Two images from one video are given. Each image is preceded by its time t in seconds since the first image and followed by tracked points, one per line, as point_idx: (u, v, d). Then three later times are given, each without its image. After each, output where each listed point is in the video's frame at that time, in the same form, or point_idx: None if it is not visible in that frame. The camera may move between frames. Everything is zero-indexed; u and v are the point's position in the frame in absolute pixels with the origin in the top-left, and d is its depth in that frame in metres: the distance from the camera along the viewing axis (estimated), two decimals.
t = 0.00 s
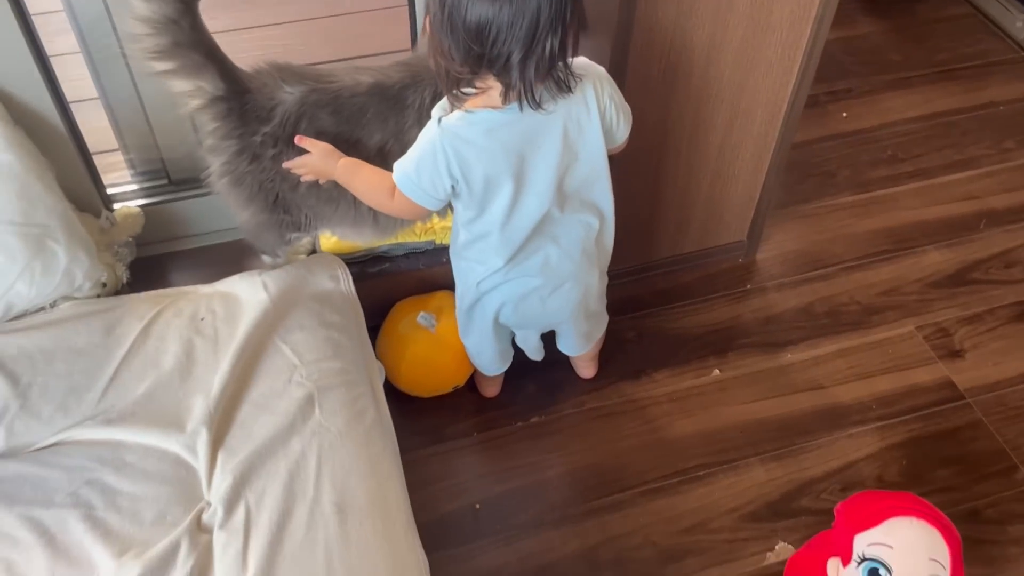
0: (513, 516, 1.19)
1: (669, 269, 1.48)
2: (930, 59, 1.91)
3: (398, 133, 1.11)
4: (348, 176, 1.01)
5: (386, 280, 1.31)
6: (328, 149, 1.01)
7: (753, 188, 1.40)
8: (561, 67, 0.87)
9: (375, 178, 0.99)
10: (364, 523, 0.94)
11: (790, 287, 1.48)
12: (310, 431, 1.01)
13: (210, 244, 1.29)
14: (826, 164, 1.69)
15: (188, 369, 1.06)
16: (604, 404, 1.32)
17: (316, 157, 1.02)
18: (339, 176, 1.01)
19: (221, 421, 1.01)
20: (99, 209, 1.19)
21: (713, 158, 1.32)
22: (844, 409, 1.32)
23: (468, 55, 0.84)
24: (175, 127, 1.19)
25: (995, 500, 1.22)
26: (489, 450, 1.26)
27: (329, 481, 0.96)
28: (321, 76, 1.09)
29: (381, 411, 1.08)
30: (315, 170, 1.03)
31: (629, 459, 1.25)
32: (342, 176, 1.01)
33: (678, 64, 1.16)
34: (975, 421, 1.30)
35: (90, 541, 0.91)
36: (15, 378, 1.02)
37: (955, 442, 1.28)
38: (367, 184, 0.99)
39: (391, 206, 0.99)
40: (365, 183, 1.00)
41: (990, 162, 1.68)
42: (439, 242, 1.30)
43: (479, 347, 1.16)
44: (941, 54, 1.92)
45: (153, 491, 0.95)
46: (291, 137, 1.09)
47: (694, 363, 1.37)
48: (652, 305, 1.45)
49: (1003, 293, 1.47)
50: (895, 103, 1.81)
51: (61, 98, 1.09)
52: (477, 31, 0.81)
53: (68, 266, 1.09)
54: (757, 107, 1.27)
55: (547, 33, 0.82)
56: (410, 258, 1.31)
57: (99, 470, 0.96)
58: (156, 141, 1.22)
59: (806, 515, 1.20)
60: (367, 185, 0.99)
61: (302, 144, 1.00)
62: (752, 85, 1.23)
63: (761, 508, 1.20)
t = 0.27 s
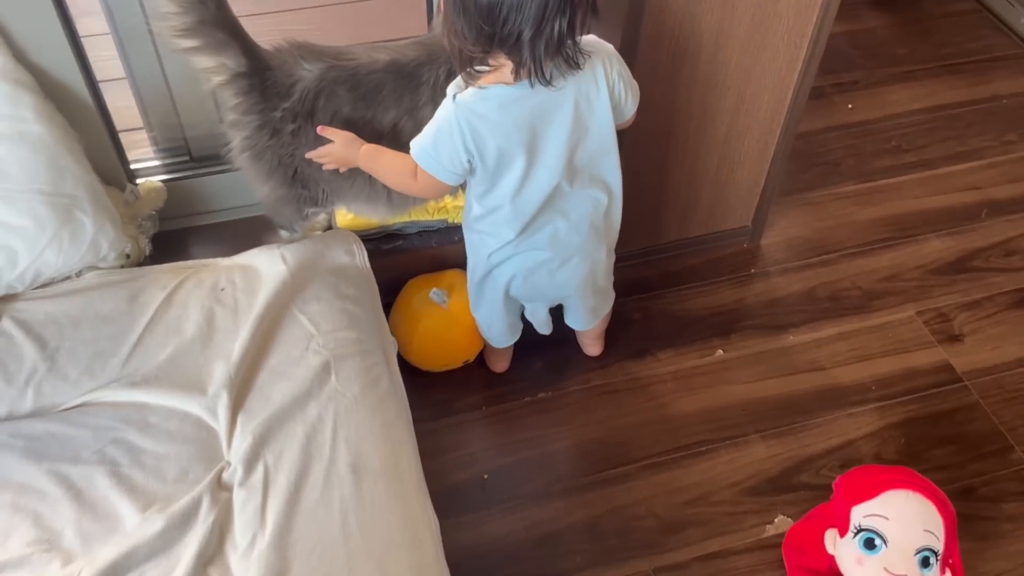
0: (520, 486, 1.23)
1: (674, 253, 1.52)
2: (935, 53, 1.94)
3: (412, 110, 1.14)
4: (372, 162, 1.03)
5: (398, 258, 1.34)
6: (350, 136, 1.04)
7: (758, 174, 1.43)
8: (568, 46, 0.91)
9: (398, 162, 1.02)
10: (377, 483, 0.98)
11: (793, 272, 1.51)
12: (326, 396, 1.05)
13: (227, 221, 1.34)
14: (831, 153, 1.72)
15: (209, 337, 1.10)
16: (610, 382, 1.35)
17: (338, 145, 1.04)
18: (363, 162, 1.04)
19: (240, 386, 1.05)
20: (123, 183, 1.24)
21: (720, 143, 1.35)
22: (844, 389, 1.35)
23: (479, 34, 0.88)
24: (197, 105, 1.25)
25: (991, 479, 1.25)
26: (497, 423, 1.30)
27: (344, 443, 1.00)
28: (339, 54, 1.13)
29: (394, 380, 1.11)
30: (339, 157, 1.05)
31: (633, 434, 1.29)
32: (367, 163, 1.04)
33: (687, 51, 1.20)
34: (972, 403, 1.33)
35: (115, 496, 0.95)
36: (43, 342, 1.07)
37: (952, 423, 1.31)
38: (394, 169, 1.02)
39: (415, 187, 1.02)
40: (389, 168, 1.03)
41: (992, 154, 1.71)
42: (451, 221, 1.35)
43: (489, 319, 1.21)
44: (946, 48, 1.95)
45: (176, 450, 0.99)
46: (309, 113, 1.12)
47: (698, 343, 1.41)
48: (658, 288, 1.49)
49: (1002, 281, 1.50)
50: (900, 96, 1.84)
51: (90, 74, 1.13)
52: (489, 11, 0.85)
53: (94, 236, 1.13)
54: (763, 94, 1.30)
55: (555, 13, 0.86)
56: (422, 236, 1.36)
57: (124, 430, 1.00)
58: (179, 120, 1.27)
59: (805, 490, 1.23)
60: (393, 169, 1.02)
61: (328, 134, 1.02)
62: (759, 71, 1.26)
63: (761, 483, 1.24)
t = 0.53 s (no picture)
0: (527, 450, 1.26)
1: (681, 229, 1.55)
2: (944, 39, 1.96)
3: (424, 81, 1.18)
4: (391, 138, 1.07)
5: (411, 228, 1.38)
6: (369, 114, 1.07)
7: (764, 151, 1.46)
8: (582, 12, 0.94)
9: (416, 135, 1.06)
10: (389, 436, 1.01)
11: (798, 249, 1.54)
12: (340, 354, 1.08)
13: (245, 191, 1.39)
14: (838, 136, 1.74)
15: (228, 298, 1.13)
16: (616, 352, 1.39)
17: (358, 122, 1.08)
18: (382, 139, 1.08)
19: (258, 344, 1.09)
20: (146, 151, 1.28)
21: (726, 121, 1.39)
22: (846, 362, 1.38)
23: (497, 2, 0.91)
24: (218, 79, 1.28)
25: (988, 449, 1.27)
26: (505, 390, 1.33)
27: (358, 398, 1.04)
28: (356, 25, 1.17)
29: (406, 341, 1.15)
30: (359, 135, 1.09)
31: (638, 402, 1.32)
32: (385, 139, 1.08)
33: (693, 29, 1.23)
34: (972, 376, 1.36)
35: (139, 444, 0.99)
36: (69, 301, 1.12)
37: (952, 395, 1.33)
38: (411, 143, 1.06)
39: (433, 157, 1.06)
40: (408, 143, 1.06)
41: (998, 137, 1.73)
42: (463, 193, 1.38)
43: (500, 288, 1.25)
44: (955, 35, 1.97)
45: (196, 403, 1.03)
46: (325, 80, 1.16)
47: (703, 316, 1.44)
48: (664, 263, 1.52)
49: (1005, 260, 1.52)
50: (908, 81, 1.86)
51: (116, 45, 1.18)
52: None
53: (118, 200, 1.18)
54: (769, 71, 1.33)
55: None
56: (434, 208, 1.39)
57: (146, 383, 1.05)
58: (201, 95, 1.30)
59: (806, 457, 1.26)
60: (411, 145, 1.06)
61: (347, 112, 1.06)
62: (765, 48, 1.29)
63: (762, 450, 1.27)
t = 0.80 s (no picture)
0: (524, 426, 1.30)
1: (677, 217, 1.59)
2: (937, 36, 1.99)
3: (431, 65, 1.23)
4: (394, 117, 1.13)
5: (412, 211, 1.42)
6: (373, 95, 1.13)
7: (758, 140, 1.49)
8: None
9: (420, 115, 1.11)
10: (390, 406, 1.05)
11: (791, 237, 1.57)
12: (343, 328, 1.12)
13: (251, 173, 1.43)
14: (831, 128, 1.78)
15: (234, 274, 1.17)
16: (612, 334, 1.42)
17: (363, 102, 1.13)
18: (386, 119, 1.13)
19: (263, 318, 1.12)
20: (155, 132, 1.32)
21: (721, 110, 1.42)
22: (836, 345, 1.41)
23: None
24: (227, 62, 1.30)
25: (973, 429, 1.31)
26: (503, 369, 1.37)
27: (360, 370, 1.07)
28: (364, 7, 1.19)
29: (407, 318, 1.18)
30: (364, 115, 1.14)
31: (632, 382, 1.35)
32: (389, 118, 1.13)
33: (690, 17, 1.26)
34: (958, 360, 1.39)
35: (147, 410, 1.02)
36: (80, 275, 1.15)
37: (939, 378, 1.37)
38: (415, 122, 1.11)
39: (437, 137, 1.11)
40: (412, 122, 1.12)
41: (989, 131, 1.77)
42: (463, 177, 1.40)
43: (497, 266, 1.29)
44: (948, 31, 2.00)
45: (203, 373, 1.06)
46: (335, 63, 1.21)
47: (697, 300, 1.47)
48: (660, 249, 1.55)
49: (993, 249, 1.56)
50: (901, 75, 1.89)
51: (128, 28, 1.21)
52: None
53: (128, 179, 1.20)
54: (763, 62, 1.36)
55: None
56: (435, 191, 1.42)
57: (155, 353, 1.08)
58: (209, 80, 1.33)
59: (795, 436, 1.30)
60: (413, 124, 1.12)
61: (353, 92, 1.12)
62: (758, 39, 1.32)
63: (753, 428, 1.30)
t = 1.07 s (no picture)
0: (531, 403, 1.32)
1: (680, 201, 1.61)
2: (937, 27, 2.02)
3: (444, 45, 1.26)
4: (409, 94, 1.15)
5: (421, 192, 1.44)
6: (389, 71, 1.15)
7: (761, 125, 1.52)
8: None
9: (434, 91, 1.14)
10: (402, 377, 1.07)
11: (793, 221, 1.60)
12: (356, 301, 1.14)
13: (264, 153, 1.46)
14: (832, 116, 1.80)
15: (249, 249, 1.19)
16: (617, 313, 1.44)
17: (378, 79, 1.15)
18: (401, 95, 1.16)
19: (278, 291, 1.15)
20: (169, 112, 1.35)
21: (725, 94, 1.44)
22: (837, 326, 1.44)
23: None
24: (242, 44, 1.32)
25: (971, 408, 1.33)
26: (510, 347, 1.39)
27: (372, 341, 1.10)
28: None
29: (418, 294, 1.21)
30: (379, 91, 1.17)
31: (637, 360, 1.38)
32: (404, 95, 1.16)
33: None
34: (957, 341, 1.42)
35: (165, 379, 1.04)
36: (98, 249, 1.17)
37: (937, 358, 1.39)
38: (429, 99, 1.14)
39: (450, 114, 1.14)
40: (426, 98, 1.14)
41: (988, 119, 1.80)
42: (472, 159, 1.43)
43: (504, 242, 1.32)
44: (947, 22, 2.03)
45: (219, 343, 1.08)
46: (351, 41, 1.25)
47: (701, 282, 1.50)
48: (663, 232, 1.58)
49: (991, 234, 1.58)
50: (901, 65, 1.92)
51: (145, 7, 1.23)
52: None
53: (144, 156, 1.23)
54: (767, 47, 1.38)
55: None
56: (443, 172, 1.44)
57: (172, 324, 1.10)
58: (224, 63, 1.35)
59: (796, 413, 1.32)
60: (427, 100, 1.14)
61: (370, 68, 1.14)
62: (763, 24, 1.34)
63: (755, 405, 1.33)
